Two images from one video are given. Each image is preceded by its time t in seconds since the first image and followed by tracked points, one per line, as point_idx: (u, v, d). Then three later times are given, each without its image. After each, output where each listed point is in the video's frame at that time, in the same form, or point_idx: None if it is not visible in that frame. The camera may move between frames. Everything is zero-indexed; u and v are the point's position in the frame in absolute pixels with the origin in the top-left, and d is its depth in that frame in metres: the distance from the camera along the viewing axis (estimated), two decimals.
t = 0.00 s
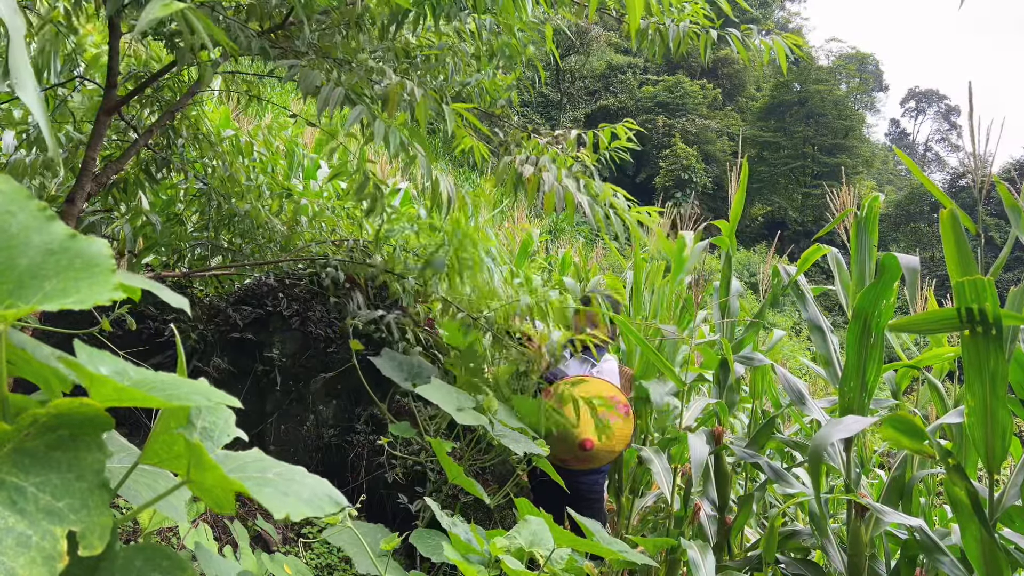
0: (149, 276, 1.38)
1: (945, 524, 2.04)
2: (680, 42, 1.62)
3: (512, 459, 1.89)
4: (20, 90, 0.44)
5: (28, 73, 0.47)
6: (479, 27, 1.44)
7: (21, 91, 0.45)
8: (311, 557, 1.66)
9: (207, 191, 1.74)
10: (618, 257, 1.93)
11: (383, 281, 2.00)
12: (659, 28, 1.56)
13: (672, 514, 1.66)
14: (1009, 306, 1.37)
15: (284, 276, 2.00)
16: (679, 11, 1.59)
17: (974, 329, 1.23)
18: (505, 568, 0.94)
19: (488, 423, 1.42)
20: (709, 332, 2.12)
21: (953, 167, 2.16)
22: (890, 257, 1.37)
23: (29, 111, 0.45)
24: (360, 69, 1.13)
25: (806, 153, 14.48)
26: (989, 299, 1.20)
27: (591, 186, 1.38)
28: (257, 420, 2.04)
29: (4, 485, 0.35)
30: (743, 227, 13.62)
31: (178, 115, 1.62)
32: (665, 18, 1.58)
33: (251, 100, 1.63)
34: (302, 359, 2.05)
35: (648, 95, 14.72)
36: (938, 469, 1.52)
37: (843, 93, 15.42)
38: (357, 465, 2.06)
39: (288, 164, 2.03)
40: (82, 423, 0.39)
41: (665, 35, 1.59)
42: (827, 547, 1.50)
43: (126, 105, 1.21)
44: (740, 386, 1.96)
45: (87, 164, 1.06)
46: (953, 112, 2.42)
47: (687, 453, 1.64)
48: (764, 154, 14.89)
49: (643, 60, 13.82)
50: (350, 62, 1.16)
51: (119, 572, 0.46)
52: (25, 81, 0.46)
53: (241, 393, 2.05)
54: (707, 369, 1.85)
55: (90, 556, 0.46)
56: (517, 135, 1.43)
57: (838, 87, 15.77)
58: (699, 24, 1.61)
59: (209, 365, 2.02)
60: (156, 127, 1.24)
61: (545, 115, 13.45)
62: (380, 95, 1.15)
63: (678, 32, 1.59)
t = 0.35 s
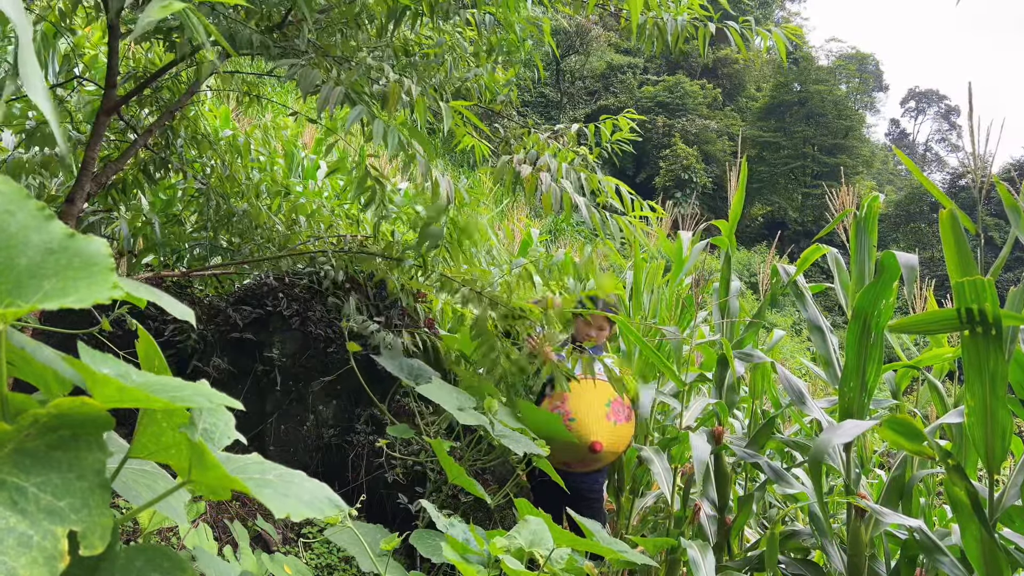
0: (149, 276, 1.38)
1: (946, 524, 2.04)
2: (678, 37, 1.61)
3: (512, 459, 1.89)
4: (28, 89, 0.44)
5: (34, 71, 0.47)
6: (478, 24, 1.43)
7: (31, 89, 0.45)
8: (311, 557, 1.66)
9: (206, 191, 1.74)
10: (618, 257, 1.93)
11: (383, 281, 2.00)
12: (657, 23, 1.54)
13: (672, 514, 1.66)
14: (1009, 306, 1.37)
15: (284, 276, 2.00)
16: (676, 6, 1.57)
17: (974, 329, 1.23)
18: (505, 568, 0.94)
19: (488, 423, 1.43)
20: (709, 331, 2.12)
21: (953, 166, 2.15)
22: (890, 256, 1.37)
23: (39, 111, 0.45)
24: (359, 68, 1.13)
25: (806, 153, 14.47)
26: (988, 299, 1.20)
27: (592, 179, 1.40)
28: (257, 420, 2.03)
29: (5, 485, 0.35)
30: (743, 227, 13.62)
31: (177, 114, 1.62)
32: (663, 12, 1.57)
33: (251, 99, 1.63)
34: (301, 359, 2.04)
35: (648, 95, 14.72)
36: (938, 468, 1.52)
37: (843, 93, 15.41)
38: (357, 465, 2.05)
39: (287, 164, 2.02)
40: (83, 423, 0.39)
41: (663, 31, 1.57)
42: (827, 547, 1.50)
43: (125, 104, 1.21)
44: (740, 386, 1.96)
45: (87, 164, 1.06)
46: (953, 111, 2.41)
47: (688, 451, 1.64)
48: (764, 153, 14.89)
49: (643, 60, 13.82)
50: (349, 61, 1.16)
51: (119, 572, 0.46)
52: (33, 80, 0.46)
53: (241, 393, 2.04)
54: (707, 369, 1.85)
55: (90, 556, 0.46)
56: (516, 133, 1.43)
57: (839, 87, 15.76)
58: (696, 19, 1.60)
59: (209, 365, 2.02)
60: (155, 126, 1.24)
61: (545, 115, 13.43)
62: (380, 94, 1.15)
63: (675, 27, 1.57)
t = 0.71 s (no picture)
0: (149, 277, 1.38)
1: (946, 524, 2.04)
2: (678, 33, 1.60)
3: (512, 459, 1.89)
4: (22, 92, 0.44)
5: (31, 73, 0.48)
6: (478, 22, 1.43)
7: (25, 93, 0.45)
8: (311, 557, 1.66)
9: (207, 191, 1.73)
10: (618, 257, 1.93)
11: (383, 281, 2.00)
12: (657, 19, 1.54)
13: (672, 514, 1.66)
14: (1009, 306, 1.37)
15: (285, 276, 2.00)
16: (676, 2, 1.57)
17: (975, 328, 1.23)
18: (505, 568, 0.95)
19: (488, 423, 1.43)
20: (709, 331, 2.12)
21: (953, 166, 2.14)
22: (890, 256, 1.37)
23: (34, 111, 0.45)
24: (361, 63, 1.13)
25: (806, 153, 14.47)
26: (988, 299, 1.20)
27: (590, 180, 1.41)
28: (257, 420, 2.03)
29: (5, 484, 0.36)
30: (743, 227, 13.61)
31: (177, 114, 1.62)
32: (663, 9, 1.56)
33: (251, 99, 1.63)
34: (302, 359, 2.06)
35: (648, 95, 14.71)
36: (938, 468, 1.52)
37: (843, 93, 15.40)
38: (357, 465, 2.05)
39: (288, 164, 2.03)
40: (82, 421, 0.39)
41: (662, 27, 1.57)
42: (827, 547, 1.50)
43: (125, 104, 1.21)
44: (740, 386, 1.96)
45: (88, 163, 1.06)
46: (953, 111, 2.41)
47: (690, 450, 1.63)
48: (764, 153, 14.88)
49: (643, 60, 13.82)
50: (350, 60, 1.16)
51: (119, 572, 0.46)
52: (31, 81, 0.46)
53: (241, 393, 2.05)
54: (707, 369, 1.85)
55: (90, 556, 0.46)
56: (515, 131, 1.43)
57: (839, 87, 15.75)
58: (696, 15, 1.59)
59: (209, 365, 2.02)
60: (155, 127, 1.24)
61: (545, 115, 13.42)
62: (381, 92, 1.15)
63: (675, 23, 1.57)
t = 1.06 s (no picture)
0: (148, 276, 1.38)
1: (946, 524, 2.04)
2: (678, 32, 1.60)
3: (512, 459, 1.89)
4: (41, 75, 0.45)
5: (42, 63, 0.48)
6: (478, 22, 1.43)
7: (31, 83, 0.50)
8: (311, 557, 1.66)
9: (206, 191, 1.73)
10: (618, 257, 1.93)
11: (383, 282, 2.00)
12: (657, 18, 1.53)
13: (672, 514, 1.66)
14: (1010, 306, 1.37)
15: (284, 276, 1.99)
16: (676, 2, 1.57)
17: (975, 329, 1.23)
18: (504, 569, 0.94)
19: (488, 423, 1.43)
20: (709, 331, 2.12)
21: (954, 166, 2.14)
22: (891, 257, 1.36)
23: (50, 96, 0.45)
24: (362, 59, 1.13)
25: (806, 153, 14.47)
26: (989, 300, 1.20)
27: (592, 177, 1.39)
28: (257, 420, 2.04)
29: (4, 484, 0.36)
30: (743, 227, 13.61)
31: (177, 114, 1.62)
32: (663, 8, 1.56)
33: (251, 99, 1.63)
34: (302, 359, 2.06)
35: (648, 95, 14.71)
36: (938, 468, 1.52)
37: (843, 93, 15.40)
38: (357, 464, 2.04)
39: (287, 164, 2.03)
40: (83, 421, 0.39)
41: (662, 26, 1.57)
42: (827, 547, 1.50)
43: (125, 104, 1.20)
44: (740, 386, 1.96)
45: (88, 164, 1.06)
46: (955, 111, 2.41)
47: (688, 449, 1.65)
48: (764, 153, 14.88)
49: (643, 60, 13.82)
50: (349, 59, 1.16)
51: (119, 572, 0.46)
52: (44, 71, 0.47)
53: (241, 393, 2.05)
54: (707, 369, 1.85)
55: (90, 557, 0.46)
56: (515, 132, 1.43)
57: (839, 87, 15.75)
58: (696, 14, 1.59)
59: (209, 365, 2.02)
60: (155, 126, 1.24)
61: (545, 115, 13.42)
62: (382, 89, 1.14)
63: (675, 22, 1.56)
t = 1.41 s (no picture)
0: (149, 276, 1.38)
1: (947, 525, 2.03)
2: (678, 32, 1.60)
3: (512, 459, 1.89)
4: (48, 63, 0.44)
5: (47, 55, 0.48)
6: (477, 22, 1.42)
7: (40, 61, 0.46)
8: (311, 557, 1.66)
9: (206, 191, 1.73)
10: (618, 258, 1.93)
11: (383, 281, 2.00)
12: (657, 17, 1.53)
13: (672, 514, 1.66)
14: (1010, 306, 1.37)
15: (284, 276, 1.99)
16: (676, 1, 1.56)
17: (976, 329, 1.23)
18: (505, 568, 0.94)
19: (488, 423, 1.43)
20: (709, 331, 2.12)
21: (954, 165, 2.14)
22: (890, 255, 1.37)
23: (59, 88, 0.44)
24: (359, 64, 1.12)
25: (806, 153, 14.46)
26: (990, 299, 1.20)
27: (591, 178, 1.39)
28: (257, 420, 2.04)
29: (4, 485, 0.36)
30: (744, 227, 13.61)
31: (177, 115, 1.62)
32: (663, 7, 1.56)
33: (250, 99, 1.63)
34: (301, 359, 2.06)
35: (648, 95, 14.71)
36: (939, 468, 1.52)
37: (843, 93, 15.39)
38: (357, 465, 2.04)
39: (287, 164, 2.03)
40: (81, 423, 0.38)
41: (662, 26, 1.57)
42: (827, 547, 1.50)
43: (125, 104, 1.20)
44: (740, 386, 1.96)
45: (88, 163, 1.06)
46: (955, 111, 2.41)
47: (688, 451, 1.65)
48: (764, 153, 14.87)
49: (643, 60, 13.81)
50: (349, 59, 1.16)
51: (119, 572, 0.46)
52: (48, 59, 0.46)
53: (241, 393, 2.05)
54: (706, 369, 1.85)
55: (89, 557, 0.46)
56: (515, 132, 1.43)
57: (839, 87, 15.73)
58: (696, 13, 1.58)
59: (209, 365, 2.03)
60: (155, 127, 1.24)
61: (545, 115, 13.41)
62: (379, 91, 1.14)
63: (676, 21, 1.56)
